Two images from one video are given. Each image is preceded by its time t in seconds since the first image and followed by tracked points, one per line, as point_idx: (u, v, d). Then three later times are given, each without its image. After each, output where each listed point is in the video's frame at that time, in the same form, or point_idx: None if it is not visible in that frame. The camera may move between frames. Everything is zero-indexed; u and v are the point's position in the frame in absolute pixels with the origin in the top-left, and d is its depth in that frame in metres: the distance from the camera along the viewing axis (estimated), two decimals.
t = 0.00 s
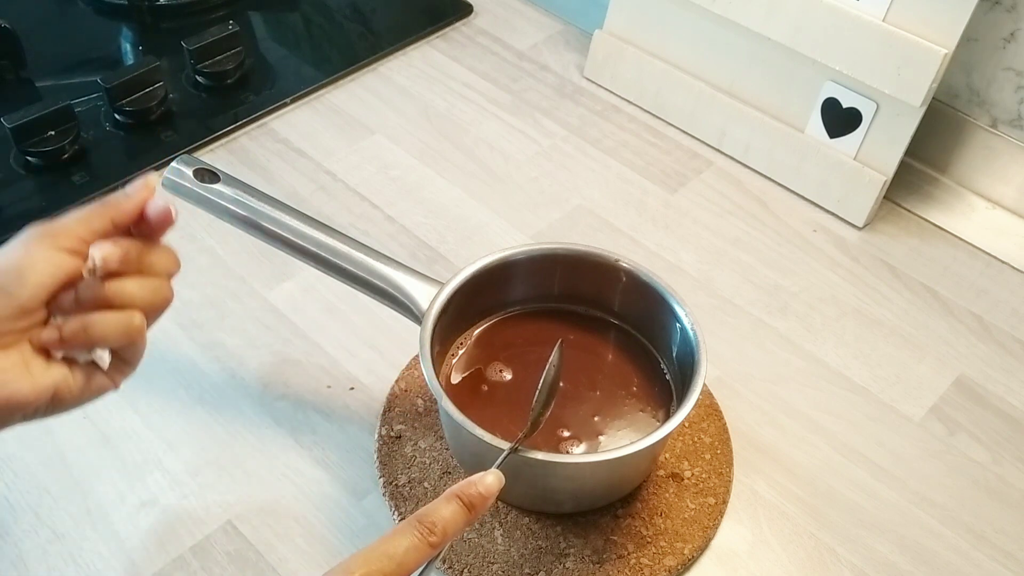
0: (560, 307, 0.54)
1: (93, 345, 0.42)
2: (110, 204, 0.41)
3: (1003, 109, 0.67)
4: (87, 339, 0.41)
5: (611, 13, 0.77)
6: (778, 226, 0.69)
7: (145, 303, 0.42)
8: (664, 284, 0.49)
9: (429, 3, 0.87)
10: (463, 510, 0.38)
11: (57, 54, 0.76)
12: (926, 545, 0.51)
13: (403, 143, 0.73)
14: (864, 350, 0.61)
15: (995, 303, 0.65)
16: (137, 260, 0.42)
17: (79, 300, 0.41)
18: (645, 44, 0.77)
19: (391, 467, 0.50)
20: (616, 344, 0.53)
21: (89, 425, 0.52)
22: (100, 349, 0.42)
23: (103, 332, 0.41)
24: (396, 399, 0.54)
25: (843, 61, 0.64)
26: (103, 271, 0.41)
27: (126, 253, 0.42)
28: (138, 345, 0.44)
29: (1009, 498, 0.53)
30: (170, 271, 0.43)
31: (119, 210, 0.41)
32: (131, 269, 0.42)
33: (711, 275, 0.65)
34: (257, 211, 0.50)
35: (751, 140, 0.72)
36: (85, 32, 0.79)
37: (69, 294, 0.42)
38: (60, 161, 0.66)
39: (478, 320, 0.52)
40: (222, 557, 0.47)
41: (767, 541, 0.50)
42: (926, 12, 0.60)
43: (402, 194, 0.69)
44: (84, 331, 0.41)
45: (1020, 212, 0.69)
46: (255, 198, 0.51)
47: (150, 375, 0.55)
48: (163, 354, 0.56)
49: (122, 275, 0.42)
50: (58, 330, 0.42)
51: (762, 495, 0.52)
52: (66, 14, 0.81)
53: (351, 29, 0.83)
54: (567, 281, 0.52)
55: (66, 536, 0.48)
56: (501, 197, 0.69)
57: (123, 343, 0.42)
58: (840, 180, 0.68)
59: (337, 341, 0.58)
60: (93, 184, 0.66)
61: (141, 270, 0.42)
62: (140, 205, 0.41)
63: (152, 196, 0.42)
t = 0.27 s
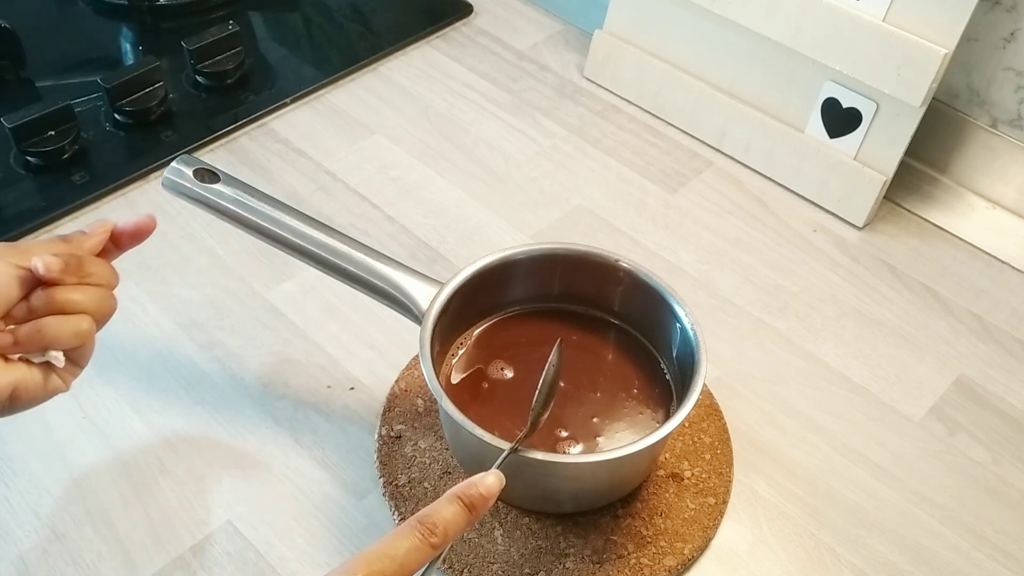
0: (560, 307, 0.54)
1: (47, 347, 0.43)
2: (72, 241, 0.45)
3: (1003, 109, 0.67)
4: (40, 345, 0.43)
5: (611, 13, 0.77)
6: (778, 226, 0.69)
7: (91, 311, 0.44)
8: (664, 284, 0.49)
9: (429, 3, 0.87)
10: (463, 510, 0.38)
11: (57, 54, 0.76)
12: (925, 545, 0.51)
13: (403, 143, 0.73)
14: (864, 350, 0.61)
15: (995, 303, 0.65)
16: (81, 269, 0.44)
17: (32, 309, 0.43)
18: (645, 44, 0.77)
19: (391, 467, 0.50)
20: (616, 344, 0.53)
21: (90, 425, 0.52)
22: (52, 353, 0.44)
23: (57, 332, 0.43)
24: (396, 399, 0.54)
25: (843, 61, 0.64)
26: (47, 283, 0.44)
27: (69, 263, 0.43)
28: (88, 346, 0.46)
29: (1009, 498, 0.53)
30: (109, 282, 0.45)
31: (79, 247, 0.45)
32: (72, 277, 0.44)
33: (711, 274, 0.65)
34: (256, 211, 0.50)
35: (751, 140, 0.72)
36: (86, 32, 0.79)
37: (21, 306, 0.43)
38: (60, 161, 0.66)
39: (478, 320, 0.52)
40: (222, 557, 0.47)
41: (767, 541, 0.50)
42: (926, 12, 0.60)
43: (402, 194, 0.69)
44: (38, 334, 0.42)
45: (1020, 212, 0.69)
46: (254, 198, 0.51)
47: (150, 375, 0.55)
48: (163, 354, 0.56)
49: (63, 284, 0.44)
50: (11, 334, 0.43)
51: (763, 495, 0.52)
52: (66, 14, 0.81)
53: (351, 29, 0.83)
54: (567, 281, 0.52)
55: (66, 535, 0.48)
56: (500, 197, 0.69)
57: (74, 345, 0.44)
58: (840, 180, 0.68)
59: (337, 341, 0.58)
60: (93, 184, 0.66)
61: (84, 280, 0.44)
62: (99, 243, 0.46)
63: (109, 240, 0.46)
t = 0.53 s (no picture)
0: (560, 307, 0.54)
1: (58, 376, 0.43)
2: (88, 262, 0.45)
3: (1003, 109, 0.67)
4: (50, 370, 0.43)
5: (611, 13, 0.77)
6: (778, 226, 0.69)
7: (104, 337, 0.44)
8: (664, 284, 0.49)
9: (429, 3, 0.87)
10: (462, 510, 0.38)
11: (57, 53, 0.76)
12: (926, 545, 0.51)
13: (403, 143, 0.73)
14: (864, 350, 0.61)
15: (995, 303, 0.65)
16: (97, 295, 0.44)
17: (45, 335, 0.43)
18: (645, 44, 0.77)
19: (391, 467, 0.50)
20: (616, 344, 0.53)
21: (90, 425, 0.52)
22: (63, 382, 0.44)
23: (70, 360, 0.43)
24: (396, 399, 0.54)
25: (843, 61, 0.64)
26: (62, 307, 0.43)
27: (87, 290, 0.43)
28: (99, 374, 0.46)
29: (1009, 498, 0.53)
30: (125, 306, 0.45)
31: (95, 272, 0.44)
32: (89, 303, 0.43)
33: (711, 274, 0.65)
34: (256, 211, 0.50)
35: (751, 140, 0.72)
36: (86, 32, 0.79)
37: (34, 331, 0.43)
38: (60, 161, 0.66)
39: (478, 320, 0.52)
40: (222, 557, 0.47)
41: (767, 541, 0.50)
42: (927, 12, 0.60)
43: (402, 194, 0.69)
44: (48, 361, 0.43)
45: (1020, 213, 0.69)
46: (254, 198, 0.51)
47: (151, 375, 0.55)
48: (163, 354, 0.56)
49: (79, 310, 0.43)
50: (22, 359, 0.42)
51: (762, 495, 0.52)
52: (66, 14, 0.81)
53: (351, 29, 0.83)
54: (567, 281, 0.52)
55: (67, 535, 0.48)
56: (500, 197, 0.69)
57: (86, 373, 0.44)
58: (840, 180, 0.68)
59: (338, 341, 0.58)
60: (93, 184, 0.66)
61: (100, 305, 0.44)
62: (117, 268, 0.45)
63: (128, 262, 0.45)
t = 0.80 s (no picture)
0: (560, 307, 0.54)
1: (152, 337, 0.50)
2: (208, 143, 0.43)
3: (1003, 109, 0.67)
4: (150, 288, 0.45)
5: (611, 13, 0.77)
6: (778, 226, 0.69)
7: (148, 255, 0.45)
8: (664, 284, 0.49)
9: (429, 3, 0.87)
10: (460, 506, 0.38)
11: (57, 54, 0.76)
12: (926, 545, 0.51)
13: (402, 143, 0.73)
14: (864, 350, 0.61)
15: (995, 303, 0.65)
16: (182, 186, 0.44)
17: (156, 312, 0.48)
18: (646, 44, 0.77)
19: (391, 467, 0.50)
20: (616, 344, 0.53)
21: (90, 425, 0.52)
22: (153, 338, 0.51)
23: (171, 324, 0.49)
24: (396, 399, 0.54)
25: (844, 61, 0.64)
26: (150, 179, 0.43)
27: (175, 252, 0.47)
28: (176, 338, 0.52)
29: (1009, 498, 0.53)
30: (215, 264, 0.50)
31: (178, 162, 0.43)
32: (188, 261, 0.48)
33: (711, 274, 0.65)
34: (257, 211, 0.50)
35: (751, 140, 0.72)
36: (86, 32, 0.79)
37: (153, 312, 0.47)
38: (60, 161, 0.66)
39: (478, 320, 0.52)
40: (222, 557, 0.47)
41: (767, 541, 0.50)
42: (927, 12, 0.60)
43: (402, 194, 0.69)
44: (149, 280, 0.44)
45: (1020, 213, 0.69)
46: (254, 198, 0.51)
47: (151, 375, 0.55)
48: (163, 354, 0.56)
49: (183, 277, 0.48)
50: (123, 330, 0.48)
51: (762, 495, 0.52)
52: (66, 14, 0.81)
53: (351, 29, 0.83)
54: (567, 281, 0.52)
55: (67, 535, 0.48)
56: (500, 197, 0.69)
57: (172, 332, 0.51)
58: (840, 180, 0.68)
59: (338, 341, 0.58)
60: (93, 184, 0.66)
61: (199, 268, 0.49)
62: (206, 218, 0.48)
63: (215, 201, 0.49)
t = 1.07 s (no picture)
0: (561, 307, 0.54)
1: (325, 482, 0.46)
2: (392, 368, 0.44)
3: (1003, 109, 0.67)
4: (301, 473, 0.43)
5: (611, 13, 0.77)
6: (778, 226, 0.69)
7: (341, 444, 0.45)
8: (664, 284, 0.49)
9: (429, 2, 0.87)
10: (464, 501, 0.38)
11: (57, 53, 0.76)
12: (926, 545, 0.51)
13: (403, 143, 0.73)
14: (864, 350, 0.61)
15: (995, 303, 0.65)
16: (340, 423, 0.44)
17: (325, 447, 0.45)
18: (646, 44, 0.77)
19: (391, 467, 0.50)
20: (616, 344, 0.53)
21: (90, 425, 0.52)
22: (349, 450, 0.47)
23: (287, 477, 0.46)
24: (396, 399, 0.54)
25: (844, 61, 0.64)
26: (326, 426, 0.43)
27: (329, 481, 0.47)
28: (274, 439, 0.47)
29: (1009, 498, 0.53)
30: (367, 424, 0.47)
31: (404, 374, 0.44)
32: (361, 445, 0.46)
33: (711, 274, 0.65)
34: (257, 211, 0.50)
35: (751, 140, 0.72)
36: (86, 32, 0.79)
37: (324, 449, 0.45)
38: (60, 161, 0.66)
39: (478, 320, 0.52)
40: (222, 557, 0.47)
41: (767, 541, 0.50)
42: (927, 12, 0.60)
43: (402, 194, 0.69)
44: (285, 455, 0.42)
45: (1020, 213, 0.69)
46: (254, 198, 0.51)
47: (151, 376, 0.55)
48: (163, 354, 0.56)
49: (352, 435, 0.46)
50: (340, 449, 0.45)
51: (762, 495, 0.52)
52: (66, 13, 0.81)
53: (350, 29, 0.83)
54: (567, 281, 0.52)
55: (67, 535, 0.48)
56: (501, 197, 0.69)
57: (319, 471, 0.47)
58: (840, 180, 0.68)
59: (338, 341, 0.58)
60: (93, 184, 0.66)
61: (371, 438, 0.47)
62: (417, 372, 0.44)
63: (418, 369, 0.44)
